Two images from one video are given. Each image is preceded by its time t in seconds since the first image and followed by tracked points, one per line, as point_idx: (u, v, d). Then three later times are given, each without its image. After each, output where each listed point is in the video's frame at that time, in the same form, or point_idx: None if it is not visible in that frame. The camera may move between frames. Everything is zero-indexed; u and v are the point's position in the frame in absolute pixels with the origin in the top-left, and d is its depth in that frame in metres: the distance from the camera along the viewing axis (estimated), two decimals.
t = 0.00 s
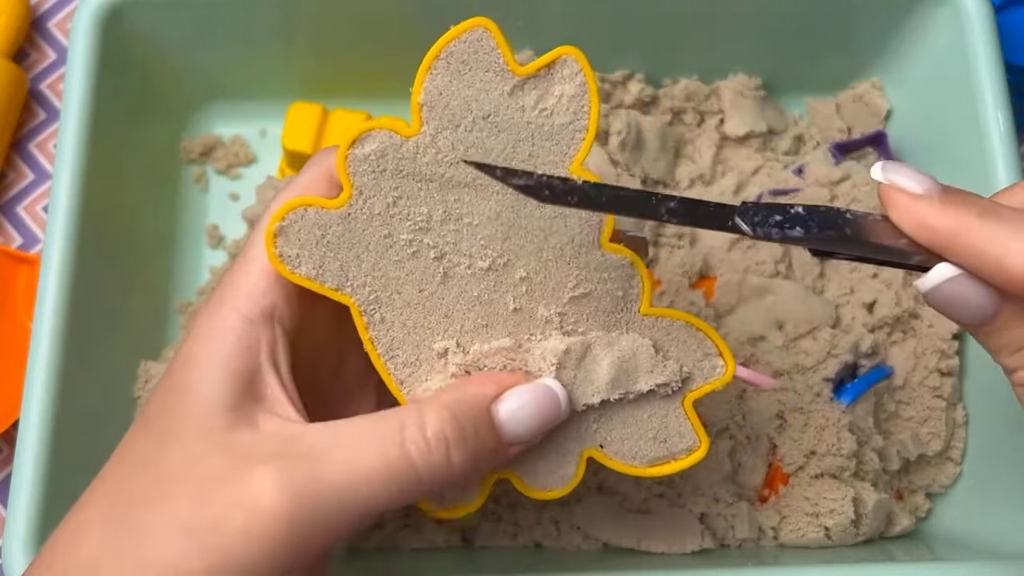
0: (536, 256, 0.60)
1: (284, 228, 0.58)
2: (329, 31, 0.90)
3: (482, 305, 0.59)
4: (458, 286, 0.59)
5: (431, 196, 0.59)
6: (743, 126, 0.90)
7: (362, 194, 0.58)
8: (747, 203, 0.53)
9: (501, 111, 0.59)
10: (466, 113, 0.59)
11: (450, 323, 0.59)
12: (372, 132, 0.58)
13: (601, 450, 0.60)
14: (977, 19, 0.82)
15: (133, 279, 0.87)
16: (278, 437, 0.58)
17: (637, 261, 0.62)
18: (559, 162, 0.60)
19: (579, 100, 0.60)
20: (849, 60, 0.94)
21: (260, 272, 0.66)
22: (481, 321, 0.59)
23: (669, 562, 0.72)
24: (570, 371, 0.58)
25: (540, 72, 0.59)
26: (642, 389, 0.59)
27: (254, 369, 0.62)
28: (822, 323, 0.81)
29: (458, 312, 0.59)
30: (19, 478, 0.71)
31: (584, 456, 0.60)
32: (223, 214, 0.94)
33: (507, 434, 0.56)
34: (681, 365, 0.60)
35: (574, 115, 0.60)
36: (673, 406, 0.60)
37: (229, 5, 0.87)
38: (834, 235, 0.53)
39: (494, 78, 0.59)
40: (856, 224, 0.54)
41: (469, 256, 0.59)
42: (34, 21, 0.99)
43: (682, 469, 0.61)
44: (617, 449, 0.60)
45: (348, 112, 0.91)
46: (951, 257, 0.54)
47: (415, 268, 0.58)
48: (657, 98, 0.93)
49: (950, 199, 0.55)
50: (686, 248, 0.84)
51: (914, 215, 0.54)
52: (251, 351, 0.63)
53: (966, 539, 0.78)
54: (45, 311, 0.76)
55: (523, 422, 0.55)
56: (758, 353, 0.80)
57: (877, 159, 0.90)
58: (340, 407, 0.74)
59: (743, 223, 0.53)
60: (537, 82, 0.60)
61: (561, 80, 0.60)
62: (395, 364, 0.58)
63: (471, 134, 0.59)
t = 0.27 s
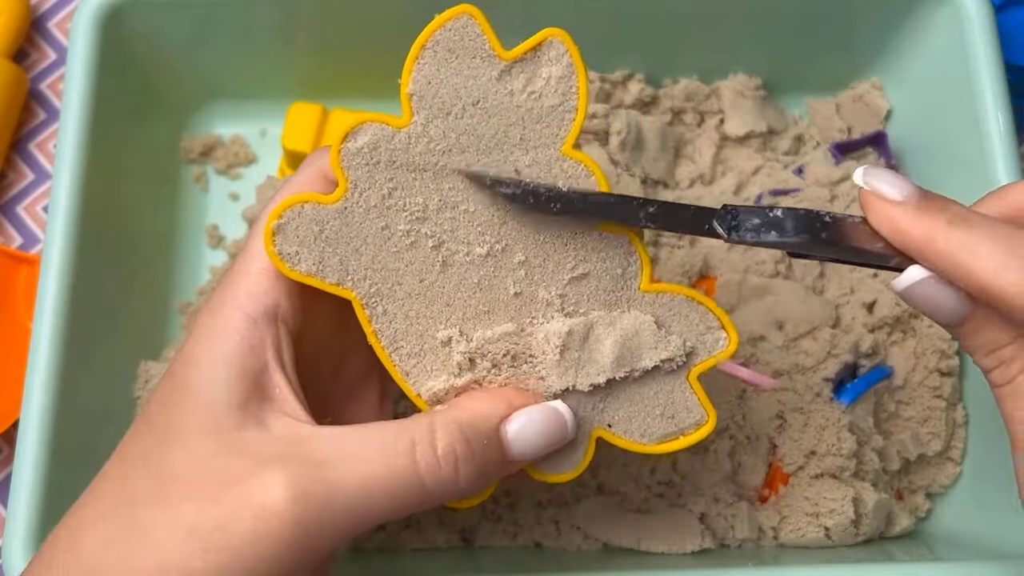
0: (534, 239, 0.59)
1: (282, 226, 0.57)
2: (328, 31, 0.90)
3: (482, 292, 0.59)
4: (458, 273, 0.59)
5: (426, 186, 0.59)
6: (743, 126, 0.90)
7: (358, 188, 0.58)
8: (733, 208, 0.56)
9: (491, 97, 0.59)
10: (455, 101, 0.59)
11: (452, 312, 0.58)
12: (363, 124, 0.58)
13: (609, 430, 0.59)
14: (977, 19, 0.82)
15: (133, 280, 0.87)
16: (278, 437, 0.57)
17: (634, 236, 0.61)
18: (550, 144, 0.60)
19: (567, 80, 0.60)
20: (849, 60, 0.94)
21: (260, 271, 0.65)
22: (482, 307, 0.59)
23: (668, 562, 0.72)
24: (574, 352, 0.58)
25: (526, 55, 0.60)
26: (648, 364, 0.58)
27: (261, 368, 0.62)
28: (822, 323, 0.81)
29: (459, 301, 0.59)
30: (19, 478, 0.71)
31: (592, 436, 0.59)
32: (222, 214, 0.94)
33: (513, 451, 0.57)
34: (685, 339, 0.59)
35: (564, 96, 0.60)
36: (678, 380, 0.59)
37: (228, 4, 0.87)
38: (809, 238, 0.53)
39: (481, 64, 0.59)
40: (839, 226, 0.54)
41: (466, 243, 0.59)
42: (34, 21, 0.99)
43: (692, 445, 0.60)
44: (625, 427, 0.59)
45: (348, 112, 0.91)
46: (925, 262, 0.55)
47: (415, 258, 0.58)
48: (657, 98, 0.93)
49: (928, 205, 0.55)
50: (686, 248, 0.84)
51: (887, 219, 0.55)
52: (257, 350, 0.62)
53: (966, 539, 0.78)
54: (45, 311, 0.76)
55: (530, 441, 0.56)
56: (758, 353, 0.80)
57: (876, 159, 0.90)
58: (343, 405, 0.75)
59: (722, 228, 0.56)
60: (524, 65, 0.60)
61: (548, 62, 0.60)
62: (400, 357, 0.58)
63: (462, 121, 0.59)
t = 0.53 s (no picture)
0: (515, 199, 0.61)
1: (267, 209, 0.59)
2: (328, 31, 0.90)
3: (469, 257, 0.60)
4: (443, 241, 0.60)
5: (405, 156, 0.61)
6: (743, 126, 0.90)
7: (338, 166, 0.60)
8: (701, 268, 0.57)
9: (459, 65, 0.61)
10: (424, 70, 0.61)
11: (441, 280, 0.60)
12: (338, 104, 0.61)
13: (609, 385, 0.60)
14: (976, 19, 0.82)
15: (133, 279, 0.87)
16: (279, 438, 0.58)
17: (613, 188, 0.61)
18: (523, 106, 0.62)
19: (530, 39, 0.62)
20: (850, 60, 0.93)
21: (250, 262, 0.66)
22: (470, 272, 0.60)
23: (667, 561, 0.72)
24: (565, 310, 0.59)
25: (489, 21, 0.62)
26: (640, 315, 0.59)
27: (253, 360, 0.62)
28: (822, 323, 0.81)
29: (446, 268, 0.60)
30: (19, 478, 0.71)
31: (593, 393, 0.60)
32: (222, 214, 0.94)
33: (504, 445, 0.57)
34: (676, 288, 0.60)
35: (529, 57, 0.62)
36: (673, 329, 0.60)
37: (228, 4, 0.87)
38: (774, 297, 0.56)
39: (446, 33, 0.61)
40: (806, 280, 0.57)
41: (450, 211, 0.61)
42: (34, 21, 0.99)
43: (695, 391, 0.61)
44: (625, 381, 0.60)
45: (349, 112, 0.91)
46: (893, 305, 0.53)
47: (400, 230, 0.60)
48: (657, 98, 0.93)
49: (887, 248, 0.54)
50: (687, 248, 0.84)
51: (851, 268, 0.55)
52: (249, 342, 0.63)
53: (965, 540, 0.78)
54: (45, 311, 0.76)
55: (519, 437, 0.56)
56: (758, 353, 0.81)
57: (877, 159, 0.90)
58: (340, 400, 0.74)
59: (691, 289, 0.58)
60: (487, 31, 0.62)
61: (510, 26, 0.62)
62: (394, 330, 0.59)
63: (433, 91, 0.61)
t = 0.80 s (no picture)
0: (488, 159, 0.63)
1: (246, 191, 0.60)
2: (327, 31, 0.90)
3: (449, 220, 0.62)
4: (423, 208, 0.62)
5: (377, 127, 0.62)
6: (743, 126, 0.90)
7: (312, 144, 0.62)
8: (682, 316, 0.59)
9: (420, 36, 0.64)
10: (388, 45, 0.64)
11: (423, 245, 0.61)
12: (306, 84, 0.63)
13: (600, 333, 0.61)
14: (976, 19, 0.82)
15: (133, 279, 0.87)
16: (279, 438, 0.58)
17: (584, 145, 0.64)
18: (485, 72, 0.64)
19: (483, 7, 0.65)
20: (850, 60, 0.93)
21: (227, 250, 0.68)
22: (452, 235, 0.61)
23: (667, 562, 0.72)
24: (549, 265, 0.61)
25: None
26: (623, 262, 0.61)
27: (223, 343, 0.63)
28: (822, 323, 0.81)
29: (428, 234, 0.61)
30: (19, 478, 0.71)
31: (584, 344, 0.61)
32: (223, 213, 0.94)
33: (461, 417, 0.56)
34: (653, 232, 0.62)
35: (486, 24, 0.65)
36: (655, 277, 0.62)
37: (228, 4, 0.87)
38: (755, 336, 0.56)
39: (405, 9, 0.64)
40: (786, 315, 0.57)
41: (427, 178, 0.62)
42: (34, 21, 0.99)
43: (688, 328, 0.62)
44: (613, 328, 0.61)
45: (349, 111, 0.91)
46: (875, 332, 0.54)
47: (379, 201, 0.61)
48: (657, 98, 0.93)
49: (863, 276, 0.55)
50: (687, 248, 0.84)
51: (829, 299, 0.55)
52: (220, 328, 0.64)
53: (965, 540, 0.78)
54: (45, 311, 0.76)
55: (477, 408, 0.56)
56: (758, 353, 0.80)
57: (876, 159, 0.90)
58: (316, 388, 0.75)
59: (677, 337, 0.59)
60: (442, 4, 0.65)
61: None
62: (383, 299, 0.61)
63: (398, 64, 0.64)
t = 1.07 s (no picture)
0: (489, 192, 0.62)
1: (242, 196, 0.60)
2: (327, 31, 0.90)
3: (443, 249, 0.61)
4: (418, 233, 0.61)
5: (381, 147, 0.62)
6: (743, 126, 0.90)
7: (314, 156, 0.61)
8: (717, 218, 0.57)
9: (437, 59, 0.63)
10: (402, 64, 0.63)
11: (416, 271, 0.60)
12: (315, 95, 0.62)
13: (581, 380, 0.61)
14: (977, 19, 0.82)
15: (133, 279, 0.87)
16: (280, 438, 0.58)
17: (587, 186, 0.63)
18: (499, 102, 0.64)
19: (508, 37, 0.64)
20: (850, 60, 0.93)
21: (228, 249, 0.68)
22: (445, 263, 0.61)
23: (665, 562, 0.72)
24: (539, 304, 0.60)
25: (468, 18, 0.64)
26: (612, 313, 0.60)
27: (223, 348, 0.64)
28: (822, 323, 0.81)
29: (421, 260, 0.61)
30: (19, 478, 0.71)
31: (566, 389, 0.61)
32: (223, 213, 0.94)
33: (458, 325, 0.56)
34: (646, 285, 0.61)
35: (506, 54, 0.64)
36: (645, 328, 0.61)
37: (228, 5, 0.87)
38: (793, 246, 0.55)
39: (425, 28, 0.63)
40: (821, 235, 0.56)
41: (425, 203, 0.61)
42: (34, 21, 0.99)
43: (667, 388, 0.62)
44: (597, 377, 0.61)
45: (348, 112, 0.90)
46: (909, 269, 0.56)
47: (375, 222, 0.61)
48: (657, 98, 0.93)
49: (908, 210, 0.56)
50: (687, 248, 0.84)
51: (871, 228, 0.56)
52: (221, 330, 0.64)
53: (965, 539, 0.78)
54: (45, 311, 0.76)
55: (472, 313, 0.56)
56: (758, 353, 0.81)
57: (876, 159, 0.90)
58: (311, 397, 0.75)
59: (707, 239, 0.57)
60: (466, 28, 0.64)
61: (488, 24, 0.64)
62: (368, 321, 0.60)
63: (410, 84, 0.63)
